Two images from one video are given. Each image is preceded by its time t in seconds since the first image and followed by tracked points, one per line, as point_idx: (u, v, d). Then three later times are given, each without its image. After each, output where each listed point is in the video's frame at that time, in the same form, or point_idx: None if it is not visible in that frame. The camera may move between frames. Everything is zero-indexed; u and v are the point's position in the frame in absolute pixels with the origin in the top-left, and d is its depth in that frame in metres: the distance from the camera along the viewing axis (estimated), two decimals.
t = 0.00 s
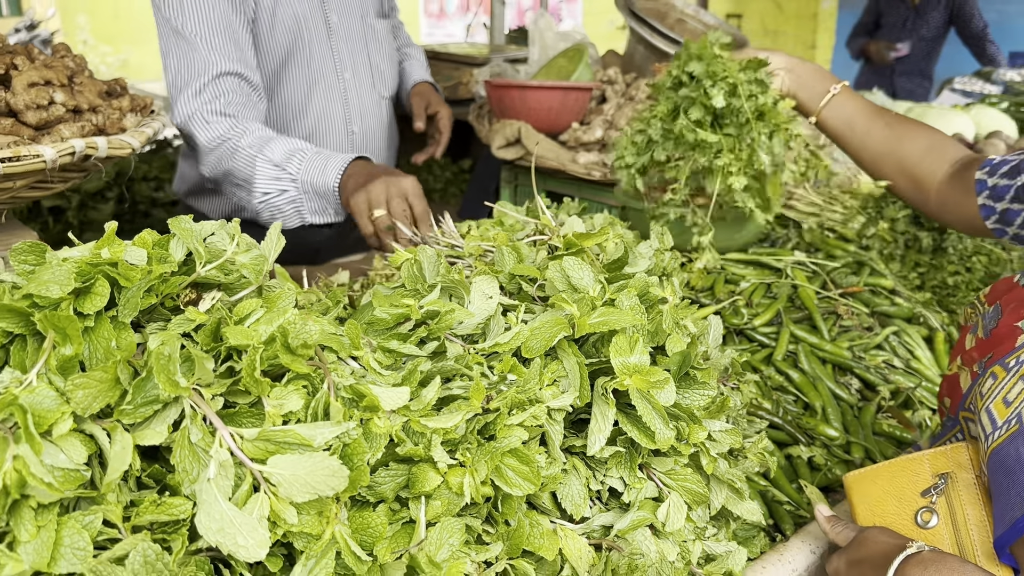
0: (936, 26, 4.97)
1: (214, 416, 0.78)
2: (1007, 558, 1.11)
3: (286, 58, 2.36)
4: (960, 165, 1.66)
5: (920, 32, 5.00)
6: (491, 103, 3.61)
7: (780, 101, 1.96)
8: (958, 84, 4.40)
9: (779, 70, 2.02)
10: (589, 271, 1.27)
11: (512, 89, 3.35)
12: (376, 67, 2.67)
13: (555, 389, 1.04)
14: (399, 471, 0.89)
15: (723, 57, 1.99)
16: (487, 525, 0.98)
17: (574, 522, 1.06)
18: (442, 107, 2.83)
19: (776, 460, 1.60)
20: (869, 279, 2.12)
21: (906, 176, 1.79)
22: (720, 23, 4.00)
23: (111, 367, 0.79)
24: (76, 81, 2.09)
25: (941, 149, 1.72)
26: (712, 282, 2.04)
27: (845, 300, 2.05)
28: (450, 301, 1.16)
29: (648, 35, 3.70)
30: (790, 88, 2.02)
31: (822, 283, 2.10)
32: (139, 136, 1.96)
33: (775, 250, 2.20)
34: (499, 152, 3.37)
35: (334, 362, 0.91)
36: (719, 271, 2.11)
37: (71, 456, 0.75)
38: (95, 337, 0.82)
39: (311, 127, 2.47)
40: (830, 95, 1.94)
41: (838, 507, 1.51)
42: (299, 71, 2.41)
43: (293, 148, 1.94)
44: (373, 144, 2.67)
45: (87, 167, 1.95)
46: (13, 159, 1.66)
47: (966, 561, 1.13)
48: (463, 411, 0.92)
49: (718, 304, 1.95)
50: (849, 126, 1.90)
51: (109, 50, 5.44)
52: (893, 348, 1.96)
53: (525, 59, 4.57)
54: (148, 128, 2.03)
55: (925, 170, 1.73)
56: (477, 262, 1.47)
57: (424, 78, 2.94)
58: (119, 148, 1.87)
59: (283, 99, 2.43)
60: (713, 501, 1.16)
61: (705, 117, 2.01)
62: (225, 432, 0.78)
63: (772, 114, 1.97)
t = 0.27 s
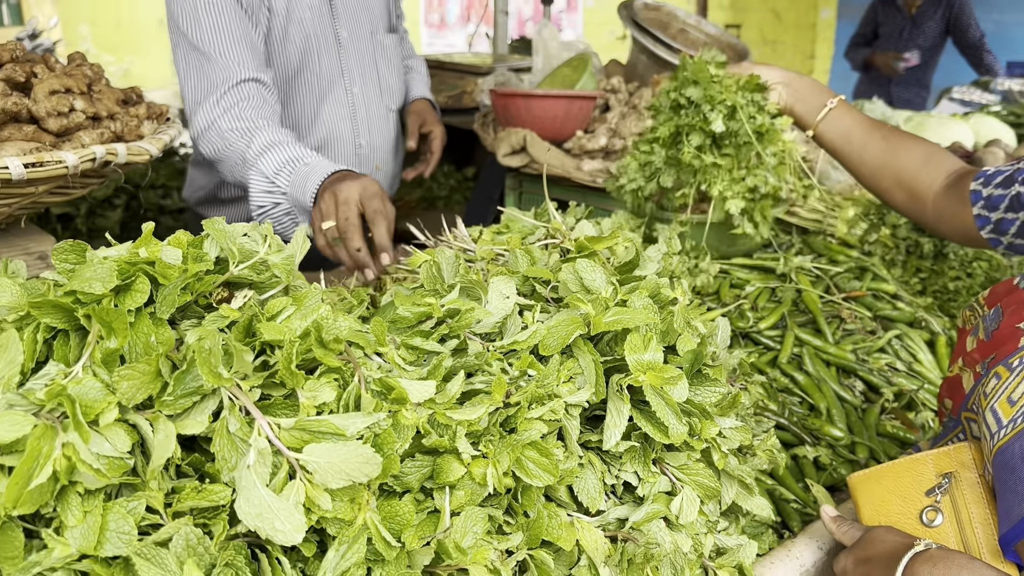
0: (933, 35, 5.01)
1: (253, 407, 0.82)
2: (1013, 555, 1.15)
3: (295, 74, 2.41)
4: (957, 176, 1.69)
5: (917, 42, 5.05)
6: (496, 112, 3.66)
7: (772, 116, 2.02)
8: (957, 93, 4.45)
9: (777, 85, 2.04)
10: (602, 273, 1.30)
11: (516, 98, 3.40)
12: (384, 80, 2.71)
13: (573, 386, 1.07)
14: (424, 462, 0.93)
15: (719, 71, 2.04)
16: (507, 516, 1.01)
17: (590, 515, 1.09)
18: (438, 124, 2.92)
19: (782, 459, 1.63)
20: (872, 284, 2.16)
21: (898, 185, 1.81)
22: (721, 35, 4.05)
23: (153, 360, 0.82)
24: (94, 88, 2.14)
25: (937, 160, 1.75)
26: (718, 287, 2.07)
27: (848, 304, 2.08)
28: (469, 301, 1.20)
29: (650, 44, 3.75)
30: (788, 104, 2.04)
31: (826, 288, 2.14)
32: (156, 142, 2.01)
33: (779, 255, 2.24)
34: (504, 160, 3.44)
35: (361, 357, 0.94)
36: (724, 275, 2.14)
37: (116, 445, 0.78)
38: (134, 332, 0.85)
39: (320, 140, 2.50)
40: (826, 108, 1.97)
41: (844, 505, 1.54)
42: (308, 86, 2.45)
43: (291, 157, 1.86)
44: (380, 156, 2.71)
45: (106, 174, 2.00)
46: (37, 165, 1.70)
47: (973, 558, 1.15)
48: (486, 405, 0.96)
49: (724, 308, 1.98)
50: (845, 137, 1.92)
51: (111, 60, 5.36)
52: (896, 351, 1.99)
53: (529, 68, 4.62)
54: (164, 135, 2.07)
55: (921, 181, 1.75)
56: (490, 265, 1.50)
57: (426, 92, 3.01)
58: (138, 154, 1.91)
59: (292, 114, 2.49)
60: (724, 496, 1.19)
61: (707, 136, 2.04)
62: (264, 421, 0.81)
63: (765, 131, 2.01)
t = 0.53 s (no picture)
0: (944, 48, 5.05)
1: (294, 400, 0.85)
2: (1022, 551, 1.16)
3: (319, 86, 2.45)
4: (974, 187, 1.66)
5: (928, 55, 5.08)
6: (510, 123, 3.71)
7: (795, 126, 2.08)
8: (968, 106, 4.48)
9: (796, 96, 2.09)
10: (622, 278, 1.34)
11: (531, 109, 3.43)
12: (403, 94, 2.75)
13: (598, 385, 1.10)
14: (455, 457, 0.95)
15: (737, 90, 2.10)
16: (533, 512, 1.03)
17: (614, 512, 1.11)
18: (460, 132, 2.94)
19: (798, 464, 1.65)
20: (886, 292, 2.18)
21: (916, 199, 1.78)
22: (733, 47, 4.08)
23: (198, 355, 0.85)
24: (122, 99, 2.19)
25: (951, 173, 1.73)
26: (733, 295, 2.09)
27: (863, 311, 2.10)
28: (494, 303, 1.23)
29: (662, 57, 3.79)
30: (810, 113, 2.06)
31: (840, 296, 2.16)
32: (182, 151, 2.06)
33: (794, 264, 2.26)
34: (519, 171, 3.46)
35: (392, 355, 0.98)
36: (740, 283, 2.16)
37: (163, 436, 0.81)
38: (179, 328, 0.88)
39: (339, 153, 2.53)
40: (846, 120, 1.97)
41: (861, 508, 1.56)
42: (332, 99, 2.49)
43: (313, 179, 1.73)
44: (398, 169, 2.75)
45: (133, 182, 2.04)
46: (69, 172, 1.75)
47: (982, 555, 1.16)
48: (514, 401, 0.99)
49: (741, 315, 2.00)
50: (863, 150, 1.91)
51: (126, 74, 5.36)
52: (910, 359, 2.00)
53: (542, 82, 4.67)
54: (190, 145, 2.12)
55: (939, 193, 1.73)
56: (512, 270, 1.54)
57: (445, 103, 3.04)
58: (165, 163, 1.96)
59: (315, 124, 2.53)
60: (744, 496, 1.21)
61: (726, 136, 2.11)
62: (305, 414, 0.85)
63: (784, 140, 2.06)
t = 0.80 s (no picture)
0: (962, 66, 5.03)
1: (322, 408, 0.88)
2: None
3: (343, 109, 2.49)
4: (994, 207, 1.66)
5: (945, 72, 5.10)
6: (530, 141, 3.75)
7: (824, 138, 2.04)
8: (989, 124, 4.46)
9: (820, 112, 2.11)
10: (642, 292, 1.37)
11: (551, 127, 3.47)
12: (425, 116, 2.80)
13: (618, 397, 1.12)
14: (477, 466, 0.97)
15: (764, 96, 2.10)
16: (554, 522, 1.05)
17: (633, 523, 1.12)
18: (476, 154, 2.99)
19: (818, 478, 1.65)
20: (906, 308, 2.17)
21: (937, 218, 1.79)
22: (753, 65, 4.10)
23: (230, 364, 0.88)
24: (152, 117, 2.25)
25: (973, 194, 1.73)
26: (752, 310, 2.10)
27: (883, 328, 2.09)
28: (515, 316, 1.25)
29: (681, 75, 3.81)
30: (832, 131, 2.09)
31: (860, 312, 2.15)
32: (210, 168, 2.11)
33: (813, 280, 2.26)
34: (538, 187, 3.49)
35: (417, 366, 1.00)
36: (759, 299, 2.17)
37: (195, 443, 0.83)
38: (211, 337, 0.91)
39: (362, 172, 2.58)
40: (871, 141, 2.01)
41: (880, 523, 1.56)
42: (355, 121, 2.53)
43: (305, 204, 2.13)
44: (419, 187, 2.79)
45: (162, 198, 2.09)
46: (101, 189, 1.80)
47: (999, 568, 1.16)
48: (535, 412, 1.00)
49: (760, 330, 2.01)
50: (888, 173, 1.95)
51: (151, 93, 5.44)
52: (930, 375, 1.99)
53: (562, 100, 4.70)
54: (217, 162, 2.17)
55: (960, 213, 1.73)
56: (533, 284, 1.56)
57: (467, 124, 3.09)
58: (194, 180, 2.01)
59: (338, 148, 2.53)
60: (763, 509, 1.22)
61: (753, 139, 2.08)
62: (332, 421, 0.87)
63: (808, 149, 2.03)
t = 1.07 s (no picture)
0: (995, 87, 5.00)
1: (341, 423, 0.90)
2: None
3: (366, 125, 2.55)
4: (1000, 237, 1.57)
5: (978, 93, 5.05)
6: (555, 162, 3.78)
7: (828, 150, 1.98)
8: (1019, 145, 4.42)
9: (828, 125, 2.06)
10: (660, 311, 1.37)
11: (575, 149, 3.50)
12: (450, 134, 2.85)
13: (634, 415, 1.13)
14: (493, 482, 0.99)
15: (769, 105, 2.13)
16: (569, 539, 1.05)
17: (649, 542, 1.12)
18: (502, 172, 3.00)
19: (839, 500, 1.64)
20: (931, 330, 2.15)
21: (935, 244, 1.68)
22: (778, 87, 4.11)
23: (253, 379, 0.90)
24: (184, 140, 2.31)
25: (973, 225, 1.64)
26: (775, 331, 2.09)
27: (907, 349, 2.07)
28: (533, 335, 1.27)
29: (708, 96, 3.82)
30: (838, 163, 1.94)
31: (884, 333, 2.13)
32: (240, 190, 2.16)
33: (836, 301, 2.25)
34: (563, 209, 3.51)
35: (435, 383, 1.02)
36: (781, 319, 2.16)
37: (218, 456, 0.85)
38: (236, 354, 0.94)
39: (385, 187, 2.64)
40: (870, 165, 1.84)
41: (903, 547, 1.54)
42: (378, 137, 2.60)
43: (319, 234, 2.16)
44: (443, 204, 2.83)
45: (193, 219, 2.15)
46: (134, 210, 1.85)
47: None
48: (550, 429, 1.02)
49: (781, 351, 2.00)
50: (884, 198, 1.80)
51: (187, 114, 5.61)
52: (956, 398, 1.96)
53: (587, 122, 4.74)
54: (247, 183, 2.22)
55: (962, 243, 1.63)
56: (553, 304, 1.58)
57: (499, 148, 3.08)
58: (223, 201, 2.06)
59: (362, 165, 2.60)
60: (780, 530, 1.22)
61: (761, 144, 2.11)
62: (351, 436, 0.89)
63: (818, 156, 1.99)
